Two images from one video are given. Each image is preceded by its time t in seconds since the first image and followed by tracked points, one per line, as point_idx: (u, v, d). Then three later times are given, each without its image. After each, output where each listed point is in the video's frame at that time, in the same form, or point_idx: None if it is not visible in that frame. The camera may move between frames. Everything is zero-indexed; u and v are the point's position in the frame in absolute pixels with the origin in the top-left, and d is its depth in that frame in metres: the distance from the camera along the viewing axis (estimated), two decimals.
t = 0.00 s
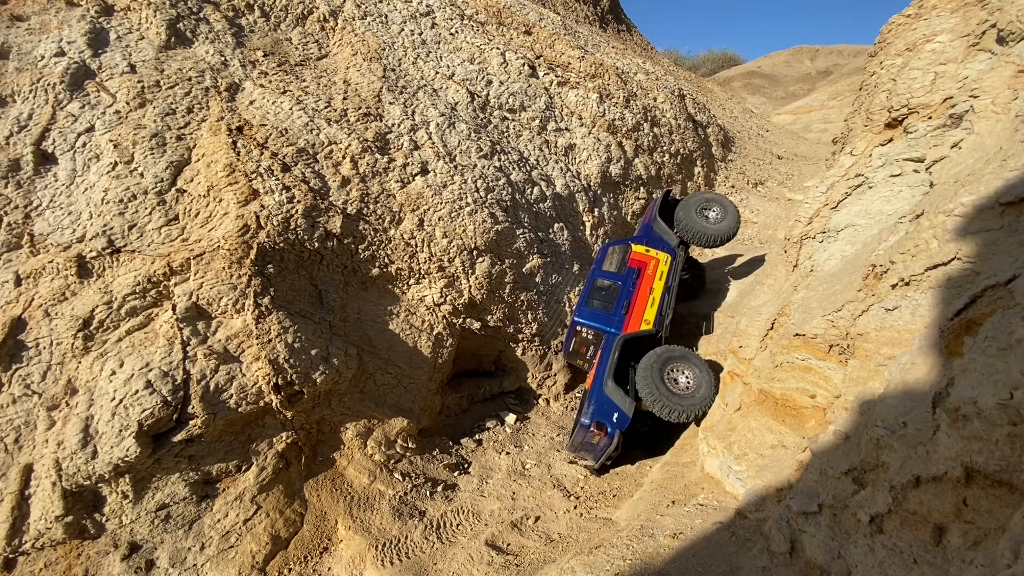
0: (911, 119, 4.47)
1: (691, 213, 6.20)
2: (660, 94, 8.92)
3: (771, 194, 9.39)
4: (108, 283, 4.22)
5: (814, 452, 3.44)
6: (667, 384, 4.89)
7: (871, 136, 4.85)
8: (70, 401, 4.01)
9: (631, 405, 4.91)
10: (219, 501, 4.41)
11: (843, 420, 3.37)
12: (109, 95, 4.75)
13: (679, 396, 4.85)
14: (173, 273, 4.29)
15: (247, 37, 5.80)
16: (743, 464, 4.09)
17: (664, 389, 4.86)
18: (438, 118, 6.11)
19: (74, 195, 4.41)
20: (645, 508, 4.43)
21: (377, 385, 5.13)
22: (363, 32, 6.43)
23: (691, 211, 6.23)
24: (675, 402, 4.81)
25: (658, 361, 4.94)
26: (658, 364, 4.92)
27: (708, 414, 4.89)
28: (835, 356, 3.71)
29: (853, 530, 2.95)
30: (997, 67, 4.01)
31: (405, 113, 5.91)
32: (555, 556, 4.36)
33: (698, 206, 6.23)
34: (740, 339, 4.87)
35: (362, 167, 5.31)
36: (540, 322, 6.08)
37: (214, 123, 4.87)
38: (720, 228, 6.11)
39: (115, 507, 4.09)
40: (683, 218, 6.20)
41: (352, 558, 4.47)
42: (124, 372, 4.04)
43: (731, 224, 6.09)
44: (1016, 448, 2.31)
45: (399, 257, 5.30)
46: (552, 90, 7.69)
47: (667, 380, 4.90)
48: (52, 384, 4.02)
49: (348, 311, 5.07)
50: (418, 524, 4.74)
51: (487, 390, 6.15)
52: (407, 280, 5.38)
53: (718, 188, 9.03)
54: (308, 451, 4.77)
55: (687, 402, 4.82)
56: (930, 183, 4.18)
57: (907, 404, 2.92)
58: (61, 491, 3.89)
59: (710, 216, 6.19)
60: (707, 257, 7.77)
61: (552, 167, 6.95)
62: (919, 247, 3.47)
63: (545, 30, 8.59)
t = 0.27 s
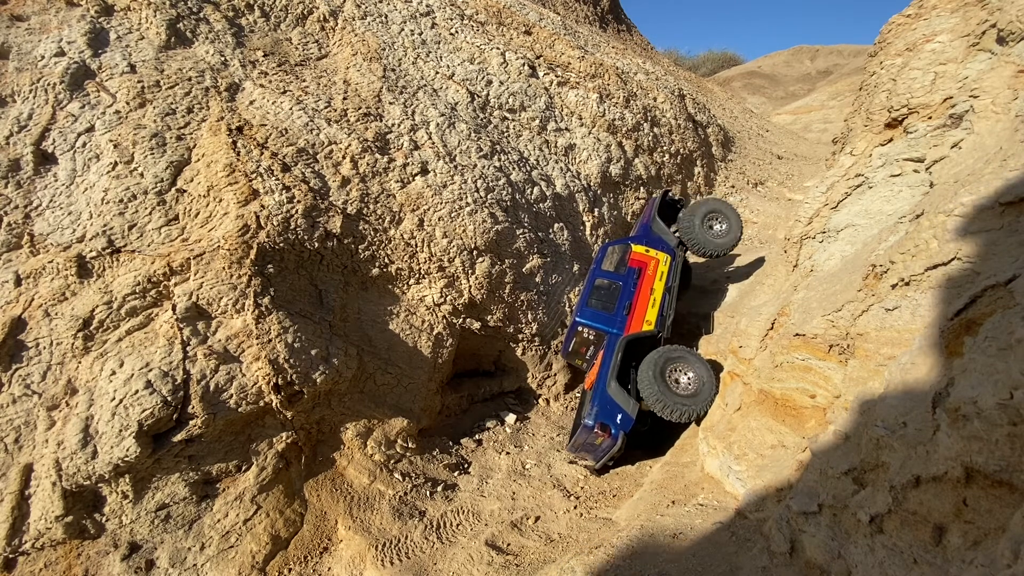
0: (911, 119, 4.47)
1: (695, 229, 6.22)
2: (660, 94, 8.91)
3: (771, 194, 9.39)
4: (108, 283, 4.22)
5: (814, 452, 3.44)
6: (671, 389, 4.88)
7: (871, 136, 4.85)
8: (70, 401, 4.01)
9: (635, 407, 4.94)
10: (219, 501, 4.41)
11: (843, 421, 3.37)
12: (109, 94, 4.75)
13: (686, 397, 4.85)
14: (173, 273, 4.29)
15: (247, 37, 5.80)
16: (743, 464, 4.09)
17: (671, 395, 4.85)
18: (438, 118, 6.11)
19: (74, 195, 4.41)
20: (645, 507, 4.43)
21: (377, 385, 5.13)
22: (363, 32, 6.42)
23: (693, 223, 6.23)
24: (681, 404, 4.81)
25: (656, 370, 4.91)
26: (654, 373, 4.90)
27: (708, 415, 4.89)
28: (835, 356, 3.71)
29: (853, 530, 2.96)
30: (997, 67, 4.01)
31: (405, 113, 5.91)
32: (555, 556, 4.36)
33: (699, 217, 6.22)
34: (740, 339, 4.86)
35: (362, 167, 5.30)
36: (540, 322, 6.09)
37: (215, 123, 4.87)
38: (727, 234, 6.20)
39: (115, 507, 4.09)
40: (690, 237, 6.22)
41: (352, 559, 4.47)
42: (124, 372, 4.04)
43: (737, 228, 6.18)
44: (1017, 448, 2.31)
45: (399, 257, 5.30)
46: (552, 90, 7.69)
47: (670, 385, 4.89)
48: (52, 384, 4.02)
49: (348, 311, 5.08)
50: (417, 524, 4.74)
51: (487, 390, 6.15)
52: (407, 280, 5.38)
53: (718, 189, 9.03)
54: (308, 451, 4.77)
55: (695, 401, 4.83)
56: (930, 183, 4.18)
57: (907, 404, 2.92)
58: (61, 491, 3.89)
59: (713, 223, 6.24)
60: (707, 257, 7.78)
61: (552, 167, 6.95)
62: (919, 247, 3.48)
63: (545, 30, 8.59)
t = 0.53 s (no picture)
0: (911, 119, 4.47)
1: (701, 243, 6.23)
2: (660, 94, 8.91)
3: (771, 194, 9.39)
4: (108, 283, 4.22)
5: (814, 452, 3.44)
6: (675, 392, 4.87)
7: (871, 136, 4.85)
8: (70, 401, 4.01)
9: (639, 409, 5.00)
10: (219, 501, 4.41)
11: (843, 420, 3.37)
12: (109, 94, 4.75)
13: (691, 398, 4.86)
14: (173, 273, 4.29)
15: (247, 37, 5.80)
16: (743, 464, 4.09)
17: (676, 398, 4.84)
18: (438, 118, 6.11)
19: (74, 195, 4.41)
20: (645, 508, 4.43)
21: (377, 385, 5.13)
22: (363, 32, 6.42)
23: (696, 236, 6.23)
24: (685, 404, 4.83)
25: (656, 377, 4.88)
26: (656, 382, 4.86)
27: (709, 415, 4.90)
28: (835, 356, 3.71)
29: (853, 530, 2.95)
30: (997, 66, 4.01)
31: (405, 113, 5.91)
32: (555, 556, 4.36)
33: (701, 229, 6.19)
34: (740, 340, 4.86)
35: (362, 167, 5.30)
36: (540, 322, 6.09)
37: (214, 123, 4.87)
38: (729, 238, 6.26)
39: (115, 507, 4.09)
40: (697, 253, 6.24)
41: (352, 559, 4.47)
42: (124, 372, 4.04)
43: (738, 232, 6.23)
44: (1017, 448, 2.31)
45: (399, 257, 5.30)
46: (552, 90, 7.69)
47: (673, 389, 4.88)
48: (52, 383, 4.02)
49: (348, 311, 5.08)
50: (417, 524, 4.75)
51: (487, 390, 6.15)
52: (407, 280, 5.38)
53: (718, 189, 9.03)
54: (308, 451, 4.78)
55: (698, 400, 4.85)
56: (930, 183, 4.18)
57: (907, 404, 2.92)
58: (61, 491, 3.89)
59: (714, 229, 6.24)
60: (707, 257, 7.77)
61: (552, 167, 6.95)
62: (919, 247, 3.47)
63: (545, 30, 8.59)
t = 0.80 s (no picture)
0: (911, 119, 4.47)
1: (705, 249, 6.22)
2: (660, 94, 8.91)
3: (771, 194, 9.38)
4: (108, 283, 4.22)
5: (814, 452, 3.44)
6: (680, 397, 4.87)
7: (871, 136, 4.85)
8: (70, 401, 4.01)
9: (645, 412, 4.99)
10: (219, 501, 4.41)
11: (843, 420, 3.38)
12: (109, 94, 4.75)
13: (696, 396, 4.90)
14: (173, 273, 4.29)
15: (247, 37, 5.80)
16: (743, 464, 4.09)
17: (679, 399, 4.86)
18: (438, 118, 6.11)
19: (74, 195, 4.41)
20: (645, 508, 4.43)
21: (377, 385, 5.13)
22: (363, 32, 6.42)
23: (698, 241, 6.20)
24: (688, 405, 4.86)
25: (657, 381, 4.88)
26: (662, 393, 4.83)
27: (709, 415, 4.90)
28: (835, 356, 3.71)
29: (853, 530, 2.96)
30: (997, 67, 4.01)
31: (405, 113, 5.91)
32: (555, 556, 4.36)
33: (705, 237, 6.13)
34: (740, 340, 4.86)
35: (362, 167, 5.30)
36: (540, 322, 6.09)
37: (215, 123, 4.87)
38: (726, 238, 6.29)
39: (115, 507, 4.09)
40: (698, 258, 6.23)
41: (352, 559, 4.47)
42: (123, 372, 4.03)
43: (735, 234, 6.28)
44: (1017, 448, 2.31)
45: (399, 257, 5.30)
46: (552, 90, 7.69)
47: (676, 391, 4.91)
48: (52, 383, 4.02)
49: (348, 311, 5.08)
50: (417, 524, 4.75)
51: (487, 390, 6.15)
52: (407, 280, 5.38)
53: (718, 189, 9.03)
54: (308, 451, 4.78)
55: (700, 399, 4.87)
56: (930, 183, 4.18)
57: (907, 404, 2.92)
58: (61, 491, 3.89)
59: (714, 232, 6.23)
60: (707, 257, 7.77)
61: (552, 167, 6.95)
62: (919, 247, 3.48)
63: (545, 30, 8.59)
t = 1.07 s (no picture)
0: (911, 119, 4.47)
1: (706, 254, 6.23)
2: (660, 94, 8.91)
3: (771, 194, 9.38)
4: (108, 283, 4.22)
5: (814, 452, 3.44)
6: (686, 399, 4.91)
7: (871, 136, 4.85)
8: (70, 401, 4.01)
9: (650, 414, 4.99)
10: (219, 501, 4.42)
11: (843, 420, 3.38)
12: (109, 94, 4.75)
13: (698, 392, 4.94)
14: (173, 273, 4.29)
15: (247, 37, 5.80)
16: (743, 464, 4.08)
17: (683, 401, 4.88)
18: (438, 118, 6.11)
19: (74, 195, 4.41)
20: (645, 508, 4.43)
21: (377, 385, 5.13)
22: (363, 32, 6.42)
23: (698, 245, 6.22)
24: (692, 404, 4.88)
25: (660, 387, 4.88)
26: (669, 400, 4.82)
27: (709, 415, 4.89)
28: (835, 356, 3.70)
29: (853, 530, 2.95)
30: (997, 66, 4.01)
31: (405, 113, 5.91)
32: (555, 556, 4.36)
33: (704, 242, 6.11)
34: (740, 339, 4.85)
35: (362, 167, 5.30)
36: (540, 322, 6.09)
37: (214, 123, 4.87)
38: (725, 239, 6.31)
39: (115, 507, 4.10)
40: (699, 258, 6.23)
41: (352, 559, 4.48)
42: (123, 372, 4.04)
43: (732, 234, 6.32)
44: (1017, 448, 2.31)
45: (399, 257, 5.30)
46: (552, 90, 7.69)
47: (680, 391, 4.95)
48: (52, 383, 4.02)
49: (347, 311, 5.08)
50: (417, 524, 4.75)
51: (487, 390, 6.15)
52: (407, 280, 5.38)
53: (718, 189, 9.03)
54: (308, 451, 4.78)
55: (702, 397, 4.90)
56: (930, 183, 4.18)
57: (907, 404, 2.91)
58: (61, 491, 3.90)
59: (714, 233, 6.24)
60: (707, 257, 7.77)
61: (552, 167, 6.95)
62: (919, 247, 3.47)
63: (545, 30, 8.59)
